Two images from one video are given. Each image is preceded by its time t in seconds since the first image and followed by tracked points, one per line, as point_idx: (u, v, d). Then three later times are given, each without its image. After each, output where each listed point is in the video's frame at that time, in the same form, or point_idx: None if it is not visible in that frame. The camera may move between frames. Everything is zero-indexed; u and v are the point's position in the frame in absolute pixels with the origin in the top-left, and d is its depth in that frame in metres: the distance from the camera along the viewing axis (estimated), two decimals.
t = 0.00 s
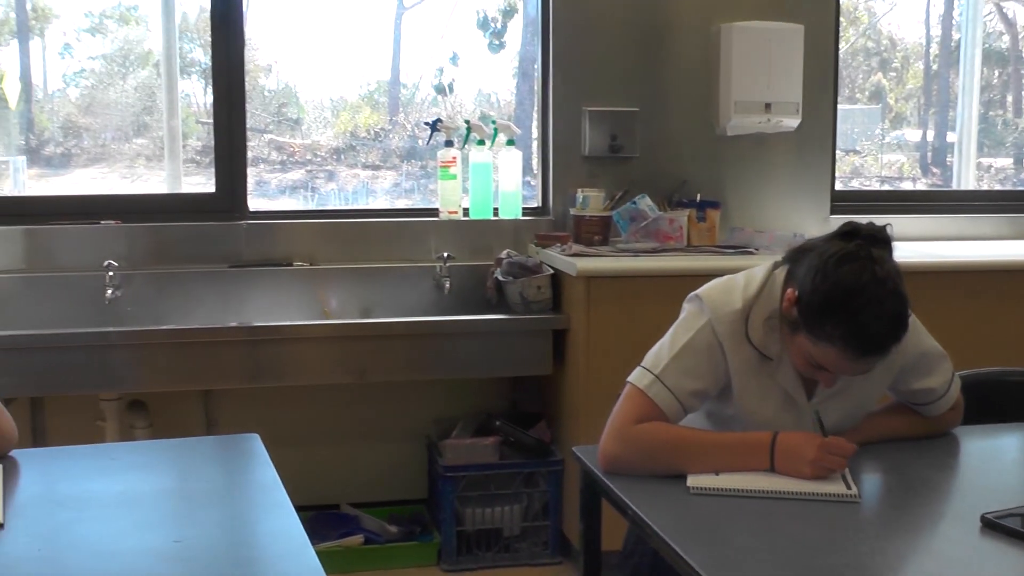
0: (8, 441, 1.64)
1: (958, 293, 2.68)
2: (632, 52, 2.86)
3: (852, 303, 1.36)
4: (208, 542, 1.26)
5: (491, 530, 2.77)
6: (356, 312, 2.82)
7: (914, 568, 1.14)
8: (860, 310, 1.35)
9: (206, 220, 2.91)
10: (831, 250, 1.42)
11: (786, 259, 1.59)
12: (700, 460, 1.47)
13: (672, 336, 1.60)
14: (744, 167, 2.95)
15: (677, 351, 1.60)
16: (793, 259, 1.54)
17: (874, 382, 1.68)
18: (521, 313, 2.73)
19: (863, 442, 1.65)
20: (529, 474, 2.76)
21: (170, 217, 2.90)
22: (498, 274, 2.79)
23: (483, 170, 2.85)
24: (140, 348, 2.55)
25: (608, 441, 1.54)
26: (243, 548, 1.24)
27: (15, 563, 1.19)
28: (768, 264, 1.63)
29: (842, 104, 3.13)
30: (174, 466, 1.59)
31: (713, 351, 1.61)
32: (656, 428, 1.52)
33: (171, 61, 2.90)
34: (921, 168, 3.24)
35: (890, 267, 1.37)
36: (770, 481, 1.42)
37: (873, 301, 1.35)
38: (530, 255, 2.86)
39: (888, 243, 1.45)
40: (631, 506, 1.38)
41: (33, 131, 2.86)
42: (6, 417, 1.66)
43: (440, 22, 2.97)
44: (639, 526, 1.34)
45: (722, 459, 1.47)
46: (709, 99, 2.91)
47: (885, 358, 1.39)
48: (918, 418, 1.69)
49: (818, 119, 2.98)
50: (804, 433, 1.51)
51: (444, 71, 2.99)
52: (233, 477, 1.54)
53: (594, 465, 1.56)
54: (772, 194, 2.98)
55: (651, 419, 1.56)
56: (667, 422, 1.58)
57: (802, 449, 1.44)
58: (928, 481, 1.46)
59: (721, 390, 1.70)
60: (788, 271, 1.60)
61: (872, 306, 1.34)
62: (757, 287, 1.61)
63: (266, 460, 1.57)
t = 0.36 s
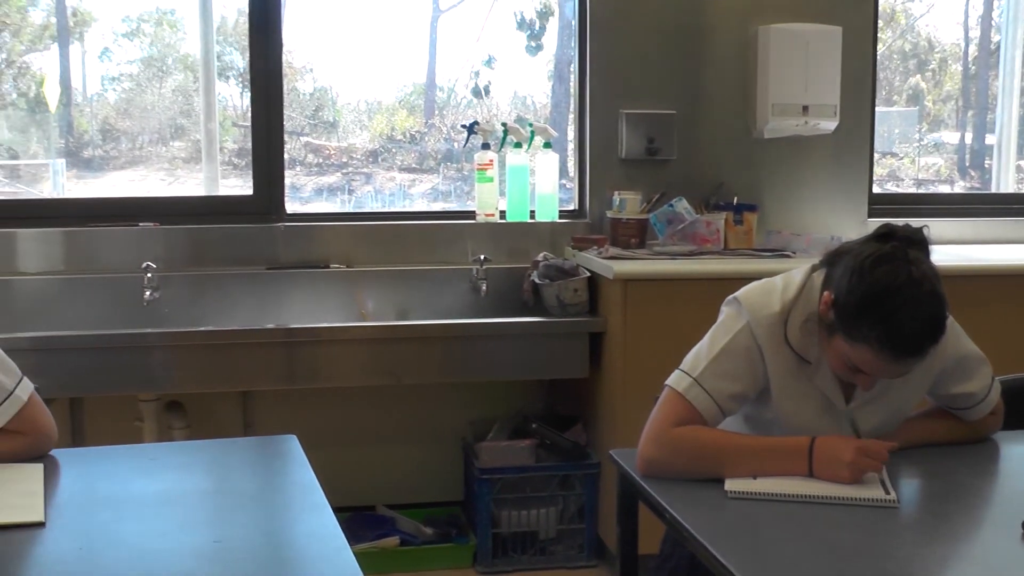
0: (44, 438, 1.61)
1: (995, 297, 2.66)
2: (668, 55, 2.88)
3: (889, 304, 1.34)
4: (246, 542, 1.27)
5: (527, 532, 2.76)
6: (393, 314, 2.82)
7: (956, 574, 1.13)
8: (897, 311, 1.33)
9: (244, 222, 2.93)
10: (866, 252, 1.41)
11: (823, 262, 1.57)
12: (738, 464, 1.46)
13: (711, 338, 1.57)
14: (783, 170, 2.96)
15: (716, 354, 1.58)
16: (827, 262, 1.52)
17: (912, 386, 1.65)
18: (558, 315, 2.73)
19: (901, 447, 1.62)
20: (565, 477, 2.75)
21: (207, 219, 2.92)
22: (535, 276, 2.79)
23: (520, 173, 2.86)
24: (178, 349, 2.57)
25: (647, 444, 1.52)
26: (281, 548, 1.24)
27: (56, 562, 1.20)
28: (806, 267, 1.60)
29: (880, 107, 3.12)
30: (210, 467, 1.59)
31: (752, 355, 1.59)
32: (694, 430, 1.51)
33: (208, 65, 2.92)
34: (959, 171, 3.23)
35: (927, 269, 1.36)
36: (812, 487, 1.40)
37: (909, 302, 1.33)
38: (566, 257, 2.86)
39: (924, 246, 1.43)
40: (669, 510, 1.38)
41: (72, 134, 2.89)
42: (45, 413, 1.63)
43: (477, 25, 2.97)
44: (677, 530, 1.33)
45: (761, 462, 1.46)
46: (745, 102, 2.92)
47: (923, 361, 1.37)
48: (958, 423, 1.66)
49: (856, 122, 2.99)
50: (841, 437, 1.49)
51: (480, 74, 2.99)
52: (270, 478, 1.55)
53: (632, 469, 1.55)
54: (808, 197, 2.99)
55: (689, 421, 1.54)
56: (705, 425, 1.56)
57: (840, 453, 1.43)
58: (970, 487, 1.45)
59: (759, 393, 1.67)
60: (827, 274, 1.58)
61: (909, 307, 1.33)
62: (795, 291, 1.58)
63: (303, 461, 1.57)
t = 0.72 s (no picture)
0: (73, 425, 1.56)
1: None
2: (700, 56, 2.87)
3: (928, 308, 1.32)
4: (278, 542, 1.25)
5: (559, 534, 2.75)
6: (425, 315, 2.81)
7: None
8: (936, 315, 1.31)
9: (278, 223, 2.94)
10: (903, 257, 1.39)
11: (858, 265, 1.54)
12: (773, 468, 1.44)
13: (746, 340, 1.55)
14: (817, 171, 2.95)
15: (751, 356, 1.55)
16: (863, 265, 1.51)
17: (948, 390, 1.62)
18: (590, 316, 2.73)
19: (931, 449, 1.60)
20: (597, 479, 2.74)
21: (240, 220, 2.94)
22: (567, 277, 2.79)
23: (553, 174, 2.87)
24: (211, 349, 2.59)
25: (681, 446, 1.50)
26: (313, 550, 1.22)
27: (90, 559, 1.19)
28: (841, 269, 1.57)
29: (914, 107, 3.11)
30: (242, 465, 1.57)
31: (787, 357, 1.56)
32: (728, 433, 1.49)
33: (241, 66, 2.93)
34: (993, 172, 3.21)
35: (966, 274, 1.34)
36: (850, 490, 1.38)
37: (949, 306, 1.30)
38: (598, 258, 2.85)
39: (962, 253, 1.41)
40: (703, 512, 1.36)
41: (106, 136, 2.91)
42: (72, 408, 1.57)
43: (508, 26, 2.97)
44: (711, 532, 1.32)
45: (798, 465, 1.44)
46: (778, 104, 2.91)
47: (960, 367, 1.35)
48: (995, 427, 1.64)
49: (890, 123, 2.98)
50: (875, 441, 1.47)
51: (511, 75, 2.99)
52: (302, 478, 1.52)
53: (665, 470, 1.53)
54: (840, 198, 2.98)
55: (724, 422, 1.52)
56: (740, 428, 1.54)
57: (875, 456, 1.41)
58: (1009, 491, 1.43)
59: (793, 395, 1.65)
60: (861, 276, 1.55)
61: (948, 311, 1.30)
62: (830, 293, 1.55)
63: (334, 461, 1.54)
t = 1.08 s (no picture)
0: (105, 427, 1.52)
1: None
2: (735, 56, 2.87)
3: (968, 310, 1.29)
4: (314, 540, 1.22)
5: (592, 535, 2.74)
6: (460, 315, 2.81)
7: None
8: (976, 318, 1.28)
9: (313, 223, 2.95)
10: (943, 260, 1.36)
11: (896, 266, 1.50)
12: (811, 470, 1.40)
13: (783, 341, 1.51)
14: (852, 172, 2.94)
15: (788, 357, 1.51)
16: (902, 266, 1.47)
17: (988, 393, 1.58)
18: (624, 316, 2.73)
19: (979, 451, 1.57)
20: (631, 479, 2.73)
21: (275, 220, 2.95)
22: (602, 278, 2.79)
23: (587, 174, 2.86)
24: (244, 348, 2.59)
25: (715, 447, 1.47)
26: (349, 549, 1.19)
27: (119, 553, 1.17)
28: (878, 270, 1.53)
29: (950, 107, 3.09)
30: (276, 464, 1.54)
31: (824, 359, 1.52)
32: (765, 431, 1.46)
33: (276, 66, 2.94)
34: None
35: (1008, 277, 1.31)
36: (893, 493, 1.34)
37: (990, 309, 1.27)
38: (633, 259, 2.85)
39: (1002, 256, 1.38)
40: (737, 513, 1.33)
41: (142, 136, 2.93)
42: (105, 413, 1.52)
43: (541, 26, 2.97)
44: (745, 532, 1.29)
45: (837, 465, 1.40)
46: (814, 104, 2.90)
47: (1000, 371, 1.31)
48: None
49: (926, 124, 2.96)
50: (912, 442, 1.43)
51: (544, 75, 2.98)
52: (337, 477, 1.49)
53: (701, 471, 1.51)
54: (875, 198, 2.97)
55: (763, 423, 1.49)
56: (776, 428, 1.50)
57: (912, 457, 1.36)
58: None
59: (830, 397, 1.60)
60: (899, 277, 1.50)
61: (989, 314, 1.27)
62: (868, 294, 1.51)
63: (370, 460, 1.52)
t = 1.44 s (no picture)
0: (149, 417, 1.52)
1: None
2: (771, 55, 2.85)
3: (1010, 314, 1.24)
4: (349, 539, 1.21)
5: (626, 535, 2.74)
6: (495, 315, 2.81)
7: None
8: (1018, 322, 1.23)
9: (348, 222, 2.95)
10: (984, 260, 1.31)
11: (935, 265, 1.45)
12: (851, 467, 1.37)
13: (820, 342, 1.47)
14: (889, 172, 2.92)
15: (825, 358, 1.47)
16: (940, 266, 1.42)
17: None
18: (660, 317, 2.71)
19: None
20: (665, 480, 2.73)
21: (310, 219, 2.95)
22: (637, 278, 2.77)
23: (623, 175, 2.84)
24: (279, 347, 2.59)
25: (751, 449, 1.44)
26: (382, 549, 1.18)
27: (155, 550, 1.17)
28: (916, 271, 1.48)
29: (989, 107, 3.06)
30: (308, 462, 1.53)
31: (862, 362, 1.48)
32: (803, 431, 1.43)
33: (311, 66, 2.94)
34: None
35: None
36: (931, 496, 1.30)
37: None
38: (669, 259, 2.84)
39: None
40: (772, 514, 1.31)
41: (177, 135, 2.94)
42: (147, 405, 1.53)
43: (575, 25, 2.96)
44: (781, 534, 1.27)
45: (874, 465, 1.36)
46: (850, 104, 2.88)
47: None
48: None
49: (963, 123, 2.93)
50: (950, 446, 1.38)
51: (578, 75, 2.97)
52: (371, 476, 1.48)
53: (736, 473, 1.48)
54: (912, 198, 2.94)
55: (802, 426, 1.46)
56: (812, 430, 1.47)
57: (951, 460, 1.32)
58: None
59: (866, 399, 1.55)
60: (938, 278, 1.45)
61: None
62: (905, 295, 1.46)
63: (404, 459, 1.50)
